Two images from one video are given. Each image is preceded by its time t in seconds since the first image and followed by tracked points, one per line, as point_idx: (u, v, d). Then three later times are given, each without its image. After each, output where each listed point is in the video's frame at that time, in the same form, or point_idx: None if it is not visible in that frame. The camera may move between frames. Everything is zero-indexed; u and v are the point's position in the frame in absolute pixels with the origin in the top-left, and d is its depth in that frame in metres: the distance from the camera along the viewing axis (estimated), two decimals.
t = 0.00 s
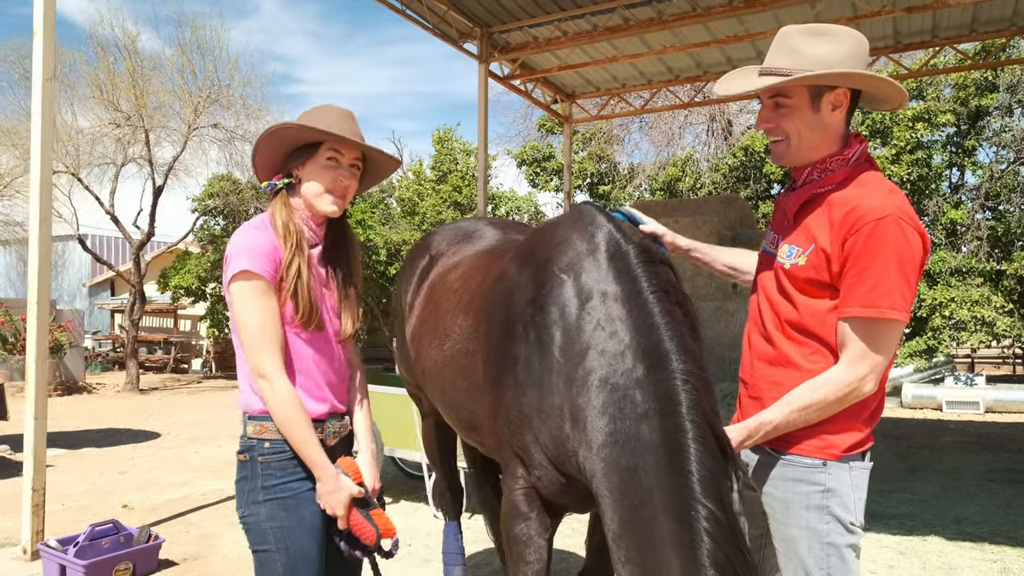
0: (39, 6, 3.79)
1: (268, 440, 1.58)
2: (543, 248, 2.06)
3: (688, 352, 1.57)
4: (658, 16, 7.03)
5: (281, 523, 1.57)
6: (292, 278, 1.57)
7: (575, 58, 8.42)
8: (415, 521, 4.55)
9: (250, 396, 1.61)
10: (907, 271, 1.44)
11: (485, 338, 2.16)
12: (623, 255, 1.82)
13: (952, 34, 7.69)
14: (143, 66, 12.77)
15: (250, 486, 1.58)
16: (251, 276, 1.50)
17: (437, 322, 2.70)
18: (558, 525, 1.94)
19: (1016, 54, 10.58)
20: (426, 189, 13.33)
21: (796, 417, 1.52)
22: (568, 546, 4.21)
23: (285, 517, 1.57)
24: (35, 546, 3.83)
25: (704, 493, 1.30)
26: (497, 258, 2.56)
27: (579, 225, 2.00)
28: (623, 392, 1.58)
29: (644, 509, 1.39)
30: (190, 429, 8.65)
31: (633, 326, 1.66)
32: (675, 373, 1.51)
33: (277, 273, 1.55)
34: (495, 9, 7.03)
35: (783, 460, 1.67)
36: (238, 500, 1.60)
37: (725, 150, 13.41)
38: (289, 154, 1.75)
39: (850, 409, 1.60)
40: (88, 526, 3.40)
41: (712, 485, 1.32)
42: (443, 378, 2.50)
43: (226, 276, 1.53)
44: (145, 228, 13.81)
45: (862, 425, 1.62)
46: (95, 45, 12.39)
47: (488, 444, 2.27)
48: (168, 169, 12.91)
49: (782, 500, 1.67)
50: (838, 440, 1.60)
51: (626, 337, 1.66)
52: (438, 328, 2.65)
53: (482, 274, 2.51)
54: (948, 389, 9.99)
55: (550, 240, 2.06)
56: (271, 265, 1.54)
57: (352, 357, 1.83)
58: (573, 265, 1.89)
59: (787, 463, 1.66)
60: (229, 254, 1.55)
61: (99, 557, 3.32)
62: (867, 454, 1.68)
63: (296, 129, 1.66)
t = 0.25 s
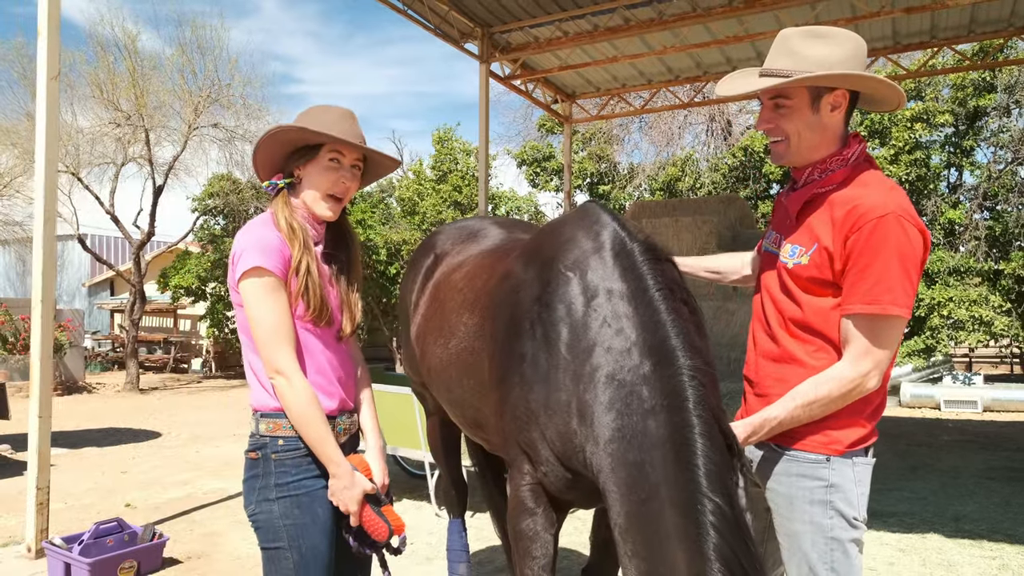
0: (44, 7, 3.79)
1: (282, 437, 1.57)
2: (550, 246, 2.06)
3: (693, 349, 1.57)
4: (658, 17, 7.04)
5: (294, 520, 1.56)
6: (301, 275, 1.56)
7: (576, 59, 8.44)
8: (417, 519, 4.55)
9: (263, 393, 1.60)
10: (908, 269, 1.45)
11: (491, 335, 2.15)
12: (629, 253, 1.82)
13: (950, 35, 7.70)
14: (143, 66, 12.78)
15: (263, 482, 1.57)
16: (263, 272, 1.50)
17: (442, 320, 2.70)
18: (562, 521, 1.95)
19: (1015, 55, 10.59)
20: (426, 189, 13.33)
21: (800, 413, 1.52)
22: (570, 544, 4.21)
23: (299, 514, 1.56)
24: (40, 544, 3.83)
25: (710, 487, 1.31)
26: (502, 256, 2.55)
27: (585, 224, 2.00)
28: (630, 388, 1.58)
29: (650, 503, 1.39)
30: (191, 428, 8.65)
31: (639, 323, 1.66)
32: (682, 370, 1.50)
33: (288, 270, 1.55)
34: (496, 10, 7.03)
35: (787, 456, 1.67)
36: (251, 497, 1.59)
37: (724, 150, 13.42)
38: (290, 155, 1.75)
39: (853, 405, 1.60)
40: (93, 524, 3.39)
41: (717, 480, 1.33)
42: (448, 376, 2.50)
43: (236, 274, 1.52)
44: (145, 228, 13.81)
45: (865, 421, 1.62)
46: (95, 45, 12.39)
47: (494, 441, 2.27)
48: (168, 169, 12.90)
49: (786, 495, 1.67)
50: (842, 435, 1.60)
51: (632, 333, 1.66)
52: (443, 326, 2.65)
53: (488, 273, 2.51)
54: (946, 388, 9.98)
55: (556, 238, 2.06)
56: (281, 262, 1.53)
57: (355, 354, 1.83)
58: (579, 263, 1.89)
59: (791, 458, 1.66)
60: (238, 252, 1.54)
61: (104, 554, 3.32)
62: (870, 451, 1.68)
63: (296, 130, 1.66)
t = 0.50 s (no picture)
0: (46, 6, 3.78)
1: (285, 436, 1.57)
2: (551, 247, 2.06)
3: (694, 349, 1.57)
4: (657, 17, 7.04)
5: (296, 520, 1.55)
6: (305, 272, 1.56)
7: (574, 59, 8.44)
8: (416, 518, 4.55)
9: (266, 391, 1.59)
10: (904, 267, 1.45)
11: (493, 335, 2.14)
12: (629, 253, 1.82)
13: (946, 36, 7.72)
14: (141, 66, 12.74)
15: (266, 482, 1.57)
16: (268, 270, 1.50)
17: (443, 320, 2.70)
18: (564, 520, 1.94)
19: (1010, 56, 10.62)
20: (424, 189, 13.33)
21: (796, 410, 1.52)
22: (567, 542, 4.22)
23: (301, 514, 1.56)
24: (41, 544, 3.81)
25: (711, 485, 1.31)
26: (504, 256, 2.55)
27: (586, 224, 2.00)
28: (631, 387, 1.58)
29: (651, 501, 1.39)
30: (190, 428, 8.64)
31: (640, 322, 1.66)
32: (682, 369, 1.50)
33: (292, 268, 1.55)
34: (495, 10, 7.03)
35: (784, 453, 1.67)
36: (253, 496, 1.58)
37: (722, 150, 13.44)
38: (290, 154, 1.75)
39: (850, 402, 1.60)
40: (94, 524, 3.38)
41: (718, 478, 1.32)
42: (450, 375, 2.50)
43: (241, 272, 1.52)
44: (144, 228, 13.79)
45: (862, 419, 1.62)
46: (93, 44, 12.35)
47: (496, 440, 2.26)
48: (166, 169, 12.87)
49: (782, 492, 1.68)
50: (838, 433, 1.60)
51: (633, 332, 1.66)
52: (445, 325, 2.65)
53: (489, 272, 2.51)
54: (942, 387, 10.01)
55: (558, 238, 2.06)
56: (286, 259, 1.53)
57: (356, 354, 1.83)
58: (581, 263, 1.89)
59: (787, 455, 1.67)
60: (243, 250, 1.54)
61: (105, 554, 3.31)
62: (868, 448, 1.68)
63: (296, 128, 1.65)
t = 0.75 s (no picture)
0: (38, 5, 3.76)
1: (279, 436, 1.57)
2: (543, 247, 2.07)
3: (684, 347, 1.58)
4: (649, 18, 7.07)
5: (291, 520, 1.55)
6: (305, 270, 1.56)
7: (567, 60, 8.45)
8: (410, 518, 4.55)
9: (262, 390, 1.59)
10: (893, 266, 1.46)
11: (486, 335, 2.15)
12: (620, 253, 1.83)
13: (935, 38, 7.78)
14: (133, 65, 12.67)
15: (260, 481, 1.57)
16: (268, 268, 1.50)
17: (437, 320, 2.70)
18: (557, 518, 1.95)
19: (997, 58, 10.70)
20: (418, 189, 13.32)
21: (787, 409, 1.53)
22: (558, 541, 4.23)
23: (296, 514, 1.56)
24: (34, 545, 3.79)
25: (702, 481, 1.31)
26: (497, 256, 2.56)
27: (578, 224, 2.01)
28: (621, 386, 1.59)
29: (643, 499, 1.40)
30: (181, 428, 8.60)
31: (631, 322, 1.67)
32: (672, 367, 1.52)
33: (291, 267, 1.55)
34: (488, 11, 7.03)
35: (776, 452, 1.69)
36: (247, 495, 1.59)
37: (713, 151, 13.50)
38: (286, 153, 1.75)
39: (840, 400, 1.61)
40: (87, 524, 3.37)
41: (708, 475, 1.34)
42: (443, 375, 2.50)
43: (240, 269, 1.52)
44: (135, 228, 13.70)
45: (853, 417, 1.63)
46: (84, 44, 12.27)
47: (490, 440, 2.27)
48: (158, 169, 12.81)
49: (775, 491, 1.69)
50: (829, 431, 1.61)
51: (624, 332, 1.67)
52: (438, 326, 2.65)
53: (482, 272, 2.52)
54: (931, 387, 10.09)
55: (549, 239, 2.07)
56: (284, 258, 1.53)
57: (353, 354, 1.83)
58: (573, 263, 1.89)
59: (779, 454, 1.68)
60: (242, 249, 1.53)
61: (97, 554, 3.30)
62: (859, 447, 1.70)
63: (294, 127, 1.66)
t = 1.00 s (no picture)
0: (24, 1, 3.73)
1: (266, 440, 1.58)
2: (535, 246, 2.08)
3: (677, 345, 1.60)
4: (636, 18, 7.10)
5: (282, 522, 1.56)
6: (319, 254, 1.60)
7: (554, 60, 8.48)
8: (400, 518, 4.54)
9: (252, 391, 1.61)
10: (876, 261, 1.49)
11: (477, 334, 2.16)
12: (612, 252, 1.85)
13: (918, 40, 7.88)
14: (119, 63, 12.55)
15: (250, 487, 1.58)
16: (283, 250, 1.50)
17: (426, 319, 2.71)
18: (549, 516, 1.96)
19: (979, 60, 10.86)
20: (405, 189, 13.30)
21: (776, 405, 1.56)
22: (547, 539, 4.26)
23: (287, 516, 1.56)
24: (20, 545, 3.75)
25: (696, 479, 1.34)
26: (486, 255, 2.57)
27: (569, 223, 2.03)
28: (615, 384, 1.61)
29: (637, 495, 1.42)
30: (168, 428, 8.53)
31: (624, 320, 1.69)
32: (666, 365, 1.54)
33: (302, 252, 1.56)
34: (476, 10, 7.04)
35: (765, 449, 1.71)
36: (242, 501, 1.60)
37: (699, 151, 13.60)
38: (277, 154, 1.75)
39: (828, 396, 1.64)
40: (74, 524, 3.35)
41: (702, 472, 1.36)
42: (434, 374, 2.51)
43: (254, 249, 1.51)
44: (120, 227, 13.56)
45: (841, 413, 1.66)
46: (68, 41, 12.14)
47: (481, 438, 2.28)
48: (144, 167, 12.70)
49: (765, 488, 1.71)
50: (818, 428, 1.64)
51: (617, 330, 1.69)
52: (428, 325, 2.65)
53: (472, 271, 2.53)
54: (914, 385, 10.23)
55: (540, 238, 2.08)
56: (297, 242, 1.54)
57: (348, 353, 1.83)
58: (565, 262, 1.91)
59: (768, 451, 1.71)
60: (256, 231, 1.53)
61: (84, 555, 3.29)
62: (846, 444, 1.73)
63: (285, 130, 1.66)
